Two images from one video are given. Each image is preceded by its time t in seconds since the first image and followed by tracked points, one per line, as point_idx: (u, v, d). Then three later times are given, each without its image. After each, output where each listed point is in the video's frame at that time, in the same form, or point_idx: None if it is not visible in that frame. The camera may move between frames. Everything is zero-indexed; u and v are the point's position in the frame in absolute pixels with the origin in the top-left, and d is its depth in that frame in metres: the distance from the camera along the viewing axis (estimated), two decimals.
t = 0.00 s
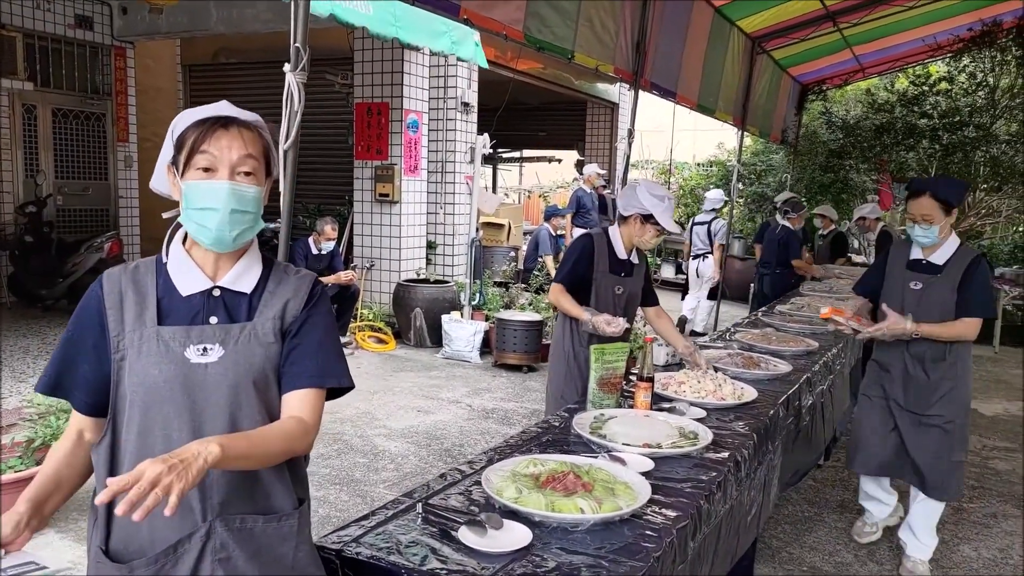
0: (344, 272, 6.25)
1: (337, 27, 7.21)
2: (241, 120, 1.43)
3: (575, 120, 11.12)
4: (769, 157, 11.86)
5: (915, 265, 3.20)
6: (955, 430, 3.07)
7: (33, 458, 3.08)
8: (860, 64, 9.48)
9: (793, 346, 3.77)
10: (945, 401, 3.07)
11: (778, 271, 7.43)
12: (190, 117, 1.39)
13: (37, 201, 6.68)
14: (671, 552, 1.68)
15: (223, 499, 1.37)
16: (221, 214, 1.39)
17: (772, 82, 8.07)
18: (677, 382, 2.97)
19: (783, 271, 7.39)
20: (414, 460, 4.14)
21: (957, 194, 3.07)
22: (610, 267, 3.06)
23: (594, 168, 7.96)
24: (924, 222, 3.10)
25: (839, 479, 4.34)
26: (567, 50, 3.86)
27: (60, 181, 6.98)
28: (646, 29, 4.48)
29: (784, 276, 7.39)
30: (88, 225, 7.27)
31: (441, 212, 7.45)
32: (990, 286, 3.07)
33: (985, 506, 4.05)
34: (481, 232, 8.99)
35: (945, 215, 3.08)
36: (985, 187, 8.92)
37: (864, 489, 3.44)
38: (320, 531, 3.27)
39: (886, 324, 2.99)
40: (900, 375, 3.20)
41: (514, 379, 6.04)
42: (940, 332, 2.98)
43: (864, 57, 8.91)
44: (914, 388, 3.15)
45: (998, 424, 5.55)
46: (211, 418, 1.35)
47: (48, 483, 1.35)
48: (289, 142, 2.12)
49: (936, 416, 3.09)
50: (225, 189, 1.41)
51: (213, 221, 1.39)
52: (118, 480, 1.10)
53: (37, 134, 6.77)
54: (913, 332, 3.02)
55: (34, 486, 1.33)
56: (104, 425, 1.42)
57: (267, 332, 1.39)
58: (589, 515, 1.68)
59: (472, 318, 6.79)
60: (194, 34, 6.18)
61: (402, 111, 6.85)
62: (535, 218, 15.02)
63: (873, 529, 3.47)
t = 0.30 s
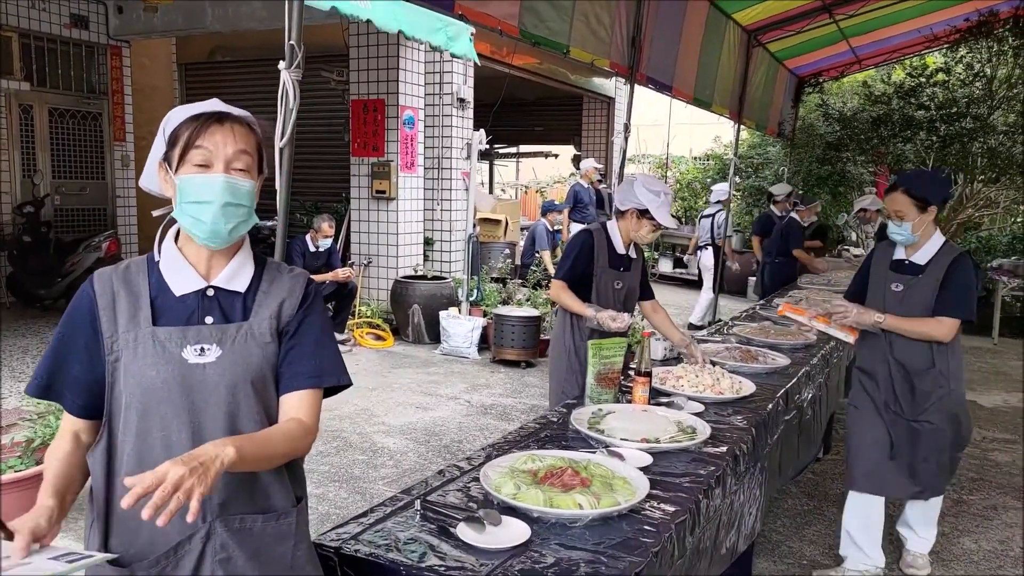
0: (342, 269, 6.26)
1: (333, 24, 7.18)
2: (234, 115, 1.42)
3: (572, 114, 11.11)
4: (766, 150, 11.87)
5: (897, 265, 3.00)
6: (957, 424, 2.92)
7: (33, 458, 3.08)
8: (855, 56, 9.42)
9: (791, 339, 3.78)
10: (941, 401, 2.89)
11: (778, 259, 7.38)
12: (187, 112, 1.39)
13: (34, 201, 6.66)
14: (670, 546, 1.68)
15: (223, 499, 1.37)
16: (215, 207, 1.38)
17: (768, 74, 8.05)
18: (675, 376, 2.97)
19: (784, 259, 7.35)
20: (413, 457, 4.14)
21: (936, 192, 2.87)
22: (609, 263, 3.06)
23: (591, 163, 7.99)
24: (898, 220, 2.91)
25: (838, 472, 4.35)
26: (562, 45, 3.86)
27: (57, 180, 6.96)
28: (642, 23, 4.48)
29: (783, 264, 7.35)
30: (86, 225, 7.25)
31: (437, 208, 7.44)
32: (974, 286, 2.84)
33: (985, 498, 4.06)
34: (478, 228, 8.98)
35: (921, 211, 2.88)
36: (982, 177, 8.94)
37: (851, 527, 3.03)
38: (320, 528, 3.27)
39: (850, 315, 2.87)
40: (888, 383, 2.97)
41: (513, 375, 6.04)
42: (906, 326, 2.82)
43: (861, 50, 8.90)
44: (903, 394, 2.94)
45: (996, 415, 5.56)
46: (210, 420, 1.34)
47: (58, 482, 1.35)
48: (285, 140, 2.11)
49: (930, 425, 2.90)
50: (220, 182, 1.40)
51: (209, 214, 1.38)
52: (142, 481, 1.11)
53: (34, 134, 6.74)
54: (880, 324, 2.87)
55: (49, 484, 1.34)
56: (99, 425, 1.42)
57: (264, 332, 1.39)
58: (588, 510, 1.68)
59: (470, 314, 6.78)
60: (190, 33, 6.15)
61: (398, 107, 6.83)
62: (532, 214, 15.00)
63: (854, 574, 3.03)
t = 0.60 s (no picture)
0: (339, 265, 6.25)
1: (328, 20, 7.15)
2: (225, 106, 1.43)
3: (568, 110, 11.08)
4: (762, 144, 11.88)
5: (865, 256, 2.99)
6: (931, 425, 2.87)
7: (30, 457, 3.07)
8: (851, 50, 9.32)
9: (788, 333, 3.79)
10: (909, 401, 2.84)
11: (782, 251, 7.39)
12: (176, 103, 1.38)
13: (29, 199, 6.64)
14: (669, 542, 1.68)
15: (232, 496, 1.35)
16: (212, 195, 1.37)
17: (764, 69, 8.05)
18: (673, 371, 2.97)
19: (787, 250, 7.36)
20: (412, 453, 4.14)
21: (890, 178, 2.90)
22: (607, 258, 3.05)
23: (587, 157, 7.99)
24: (854, 209, 2.95)
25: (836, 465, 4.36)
26: (558, 40, 3.85)
27: (53, 179, 6.93)
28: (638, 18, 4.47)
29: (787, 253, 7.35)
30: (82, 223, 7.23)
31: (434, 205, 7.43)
32: (935, 266, 2.77)
33: (983, 490, 4.07)
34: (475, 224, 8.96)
35: (876, 197, 2.90)
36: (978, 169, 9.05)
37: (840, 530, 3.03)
38: (318, 525, 3.27)
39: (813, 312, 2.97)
40: (858, 377, 2.97)
41: (511, 370, 6.05)
42: (868, 316, 2.81)
43: (857, 43, 8.88)
44: (870, 391, 2.92)
45: (994, 408, 5.57)
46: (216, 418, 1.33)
47: (85, 476, 1.26)
48: (281, 136, 2.09)
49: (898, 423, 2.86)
50: (216, 170, 1.40)
51: (204, 204, 1.36)
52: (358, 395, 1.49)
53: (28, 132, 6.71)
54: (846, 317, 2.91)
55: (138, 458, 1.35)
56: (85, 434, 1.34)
57: (261, 328, 1.40)
58: (588, 506, 1.68)
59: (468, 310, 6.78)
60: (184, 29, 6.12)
61: (394, 103, 6.82)
62: (529, 209, 14.98)
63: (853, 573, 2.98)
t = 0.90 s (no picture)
0: (338, 264, 6.25)
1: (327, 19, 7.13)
2: (211, 104, 1.42)
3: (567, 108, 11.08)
4: (762, 142, 11.91)
5: (847, 257, 2.94)
6: (897, 435, 2.77)
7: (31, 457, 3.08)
8: (850, 48, 9.25)
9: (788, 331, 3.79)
10: (868, 405, 2.78)
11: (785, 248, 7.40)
12: (162, 103, 1.37)
13: (29, 199, 6.63)
14: (670, 541, 1.68)
15: (240, 495, 1.34)
16: (203, 196, 1.36)
17: (763, 67, 8.05)
18: (673, 369, 2.97)
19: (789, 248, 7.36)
20: (412, 452, 4.14)
21: (865, 175, 2.86)
22: (603, 259, 3.03)
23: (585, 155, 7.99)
24: (835, 210, 2.98)
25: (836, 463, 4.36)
26: (557, 38, 3.85)
27: (53, 178, 6.92)
28: (637, 16, 4.46)
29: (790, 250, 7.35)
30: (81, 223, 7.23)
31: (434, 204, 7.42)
32: (900, 267, 2.69)
33: (984, 487, 4.07)
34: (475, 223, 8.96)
35: (849, 197, 2.92)
36: (978, 167, 9.18)
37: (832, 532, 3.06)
38: (319, 524, 3.27)
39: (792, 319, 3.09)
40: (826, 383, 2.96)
41: (510, 369, 6.04)
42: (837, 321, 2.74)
43: (856, 41, 8.85)
44: (834, 395, 2.90)
45: (994, 405, 5.57)
46: (223, 416, 1.34)
47: (94, 474, 1.23)
48: (281, 136, 2.08)
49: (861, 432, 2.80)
50: (205, 169, 1.38)
51: (196, 205, 1.35)
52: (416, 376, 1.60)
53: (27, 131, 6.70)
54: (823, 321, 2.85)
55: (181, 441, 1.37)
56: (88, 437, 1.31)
57: (262, 327, 1.41)
58: (588, 504, 1.68)
59: (468, 308, 6.77)
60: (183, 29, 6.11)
61: (393, 102, 6.81)
62: (528, 207, 14.97)
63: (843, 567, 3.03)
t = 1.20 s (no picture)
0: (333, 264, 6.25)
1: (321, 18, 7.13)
2: (205, 105, 1.42)
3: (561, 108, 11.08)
4: (756, 141, 11.94)
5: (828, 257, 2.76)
6: (864, 442, 2.61)
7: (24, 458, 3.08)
8: (843, 47, 9.28)
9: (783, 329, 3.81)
10: (830, 413, 2.61)
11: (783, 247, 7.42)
12: (154, 100, 1.37)
13: (19, 199, 6.64)
14: (667, 537, 1.69)
15: (234, 490, 1.35)
16: (191, 196, 1.36)
17: (756, 66, 8.06)
18: (669, 367, 2.98)
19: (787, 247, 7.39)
20: (408, 451, 4.14)
21: (840, 172, 2.65)
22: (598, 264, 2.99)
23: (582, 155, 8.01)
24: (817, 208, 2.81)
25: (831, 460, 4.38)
26: (552, 37, 3.85)
27: (44, 178, 6.93)
28: (632, 15, 4.47)
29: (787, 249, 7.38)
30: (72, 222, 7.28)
31: (429, 203, 7.41)
32: (849, 275, 2.51)
33: (977, 483, 4.10)
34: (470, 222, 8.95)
35: (823, 194, 2.74)
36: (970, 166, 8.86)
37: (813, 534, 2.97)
38: (315, 524, 3.28)
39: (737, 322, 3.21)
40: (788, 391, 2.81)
41: (506, 368, 6.05)
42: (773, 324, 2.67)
43: (849, 40, 8.87)
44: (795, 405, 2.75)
45: (987, 402, 5.59)
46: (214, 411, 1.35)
47: (89, 469, 1.23)
48: (275, 135, 2.06)
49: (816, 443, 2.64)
50: (196, 170, 1.39)
51: (184, 203, 1.35)
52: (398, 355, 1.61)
53: (19, 132, 6.66)
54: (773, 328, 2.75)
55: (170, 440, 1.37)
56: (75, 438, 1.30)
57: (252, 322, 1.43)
58: (585, 502, 1.69)
59: (463, 308, 6.77)
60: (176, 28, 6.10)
61: (388, 101, 6.81)
62: (523, 207, 14.97)
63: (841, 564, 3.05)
